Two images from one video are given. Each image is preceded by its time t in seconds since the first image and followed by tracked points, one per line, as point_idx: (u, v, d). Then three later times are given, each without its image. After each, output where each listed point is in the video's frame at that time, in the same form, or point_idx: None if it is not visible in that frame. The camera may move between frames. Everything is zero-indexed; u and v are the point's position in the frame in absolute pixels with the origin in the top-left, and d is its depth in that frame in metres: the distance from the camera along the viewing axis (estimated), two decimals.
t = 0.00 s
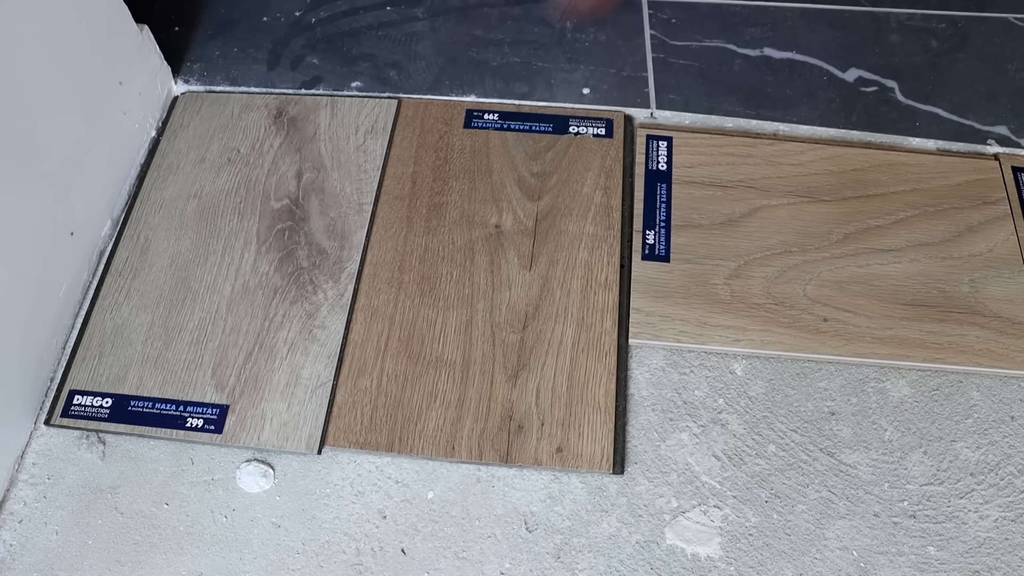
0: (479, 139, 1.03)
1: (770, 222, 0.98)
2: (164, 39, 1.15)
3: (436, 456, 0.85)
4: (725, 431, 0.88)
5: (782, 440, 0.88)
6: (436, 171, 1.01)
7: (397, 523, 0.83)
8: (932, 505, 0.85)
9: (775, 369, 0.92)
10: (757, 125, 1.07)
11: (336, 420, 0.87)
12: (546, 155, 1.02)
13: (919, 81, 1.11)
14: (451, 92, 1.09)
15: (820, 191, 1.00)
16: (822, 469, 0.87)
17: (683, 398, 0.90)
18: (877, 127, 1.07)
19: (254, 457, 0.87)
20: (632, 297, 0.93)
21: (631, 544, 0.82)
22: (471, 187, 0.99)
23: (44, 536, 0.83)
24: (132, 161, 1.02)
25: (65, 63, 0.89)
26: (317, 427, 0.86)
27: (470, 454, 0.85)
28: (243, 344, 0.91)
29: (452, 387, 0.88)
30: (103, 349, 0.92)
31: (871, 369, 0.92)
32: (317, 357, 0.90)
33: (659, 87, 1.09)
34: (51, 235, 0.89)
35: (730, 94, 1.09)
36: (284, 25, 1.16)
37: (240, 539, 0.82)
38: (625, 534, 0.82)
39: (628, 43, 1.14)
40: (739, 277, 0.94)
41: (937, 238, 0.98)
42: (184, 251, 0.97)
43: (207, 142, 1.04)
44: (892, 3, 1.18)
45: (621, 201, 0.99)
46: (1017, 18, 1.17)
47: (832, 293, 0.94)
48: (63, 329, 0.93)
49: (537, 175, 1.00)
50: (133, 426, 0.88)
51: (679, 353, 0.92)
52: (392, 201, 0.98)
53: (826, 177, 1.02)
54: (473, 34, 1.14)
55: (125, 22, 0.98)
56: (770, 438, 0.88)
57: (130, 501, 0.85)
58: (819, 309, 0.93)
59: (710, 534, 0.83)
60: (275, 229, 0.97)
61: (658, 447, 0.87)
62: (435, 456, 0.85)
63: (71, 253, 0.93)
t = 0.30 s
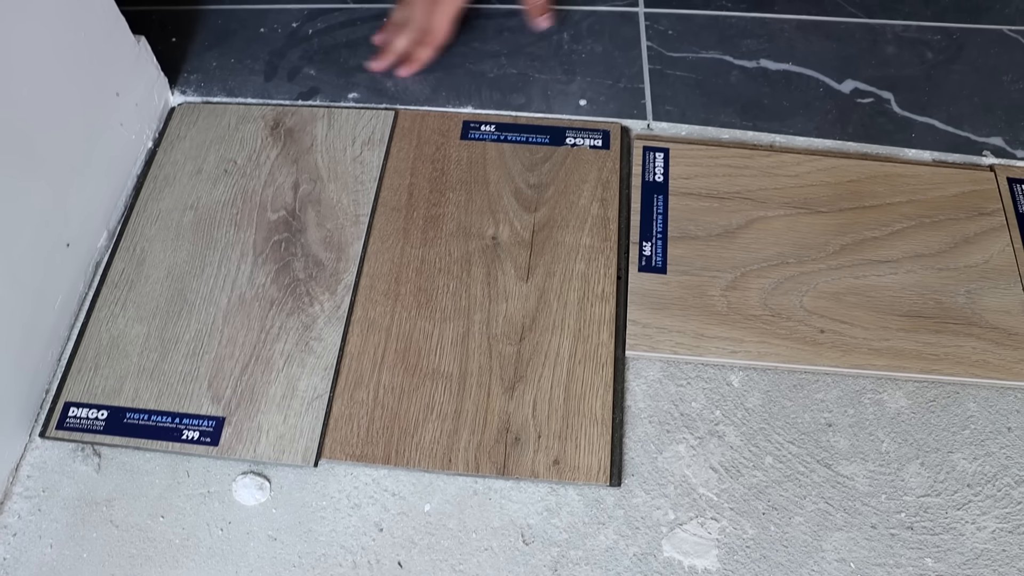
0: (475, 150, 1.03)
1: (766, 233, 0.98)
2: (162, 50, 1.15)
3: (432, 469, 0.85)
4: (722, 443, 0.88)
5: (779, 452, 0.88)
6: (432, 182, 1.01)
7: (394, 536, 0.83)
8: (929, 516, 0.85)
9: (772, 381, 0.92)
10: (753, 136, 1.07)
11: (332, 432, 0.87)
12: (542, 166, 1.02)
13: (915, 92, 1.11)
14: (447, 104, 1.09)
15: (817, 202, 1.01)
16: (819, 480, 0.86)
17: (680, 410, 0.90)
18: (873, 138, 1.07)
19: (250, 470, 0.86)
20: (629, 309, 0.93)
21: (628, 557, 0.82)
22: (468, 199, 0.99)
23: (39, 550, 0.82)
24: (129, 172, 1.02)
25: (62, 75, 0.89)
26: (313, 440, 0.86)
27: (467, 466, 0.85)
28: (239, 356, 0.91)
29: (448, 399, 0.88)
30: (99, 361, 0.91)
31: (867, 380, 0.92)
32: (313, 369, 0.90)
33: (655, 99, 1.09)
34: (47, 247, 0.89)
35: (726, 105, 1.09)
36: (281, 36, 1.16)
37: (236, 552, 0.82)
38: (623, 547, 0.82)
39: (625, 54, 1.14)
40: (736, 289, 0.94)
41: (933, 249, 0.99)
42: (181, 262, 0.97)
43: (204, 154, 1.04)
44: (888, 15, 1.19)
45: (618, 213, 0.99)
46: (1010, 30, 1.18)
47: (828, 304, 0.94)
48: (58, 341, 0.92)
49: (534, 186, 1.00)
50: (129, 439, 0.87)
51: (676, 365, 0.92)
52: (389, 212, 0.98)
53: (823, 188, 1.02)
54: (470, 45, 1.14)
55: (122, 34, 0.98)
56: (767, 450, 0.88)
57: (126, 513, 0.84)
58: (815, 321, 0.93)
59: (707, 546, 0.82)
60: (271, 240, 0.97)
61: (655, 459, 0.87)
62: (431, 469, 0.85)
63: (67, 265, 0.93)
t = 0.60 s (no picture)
0: (473, 166, 1.03)
1: (764, 248, 0.98)
2: (158, 65, 1.14)
3: (431, 486, 0.84)
4: (720, 459, 0.88)
5: (777, 468, 0.88)
6: (430, 198, 1.01)
7: (392, 553, 0.83)
8: (928, 532, 0.85)
9: (770, 397, 0.92)
10: (750, 151, 1.07)
11: (330, 450, 0.86)
12: (540, 182, 1.02)
13: (911, 106, 1.13)
14: (444, 119, 1.09)
15: (814, 217, 1.01)
16: (817, 496, 0.86)
17: (678, 426, 0.90)
18: (870, 151, 1.09)
19: (248, 488, 0.86)
20: (627, 325, 0.93)
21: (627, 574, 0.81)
22: (465, 214, 0.99)
23: (36, 569, 0.82)
24: (126, 188, 1.02)
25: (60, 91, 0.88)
26: (311, 457, 0.86)
27: (466, 484, 0.84)
28: (236, 374, 0.90)
29: (446, 417, 0.87)
30: (96, 378, 0.91)
31: (865, 395, 0.93)
32: (311, 386, 0.89)
33: (652, 113, 1.10)
34: (45, 264, 0.88)
35: (724, 119, 1.10)
36: (278, 51, 1.16)
37: (234, 571, 0.82)
38: (621, 564, 0.82)
39: (622, 68, 1.14)
40: (734, 304, 0.94)
41: (930, 263, 0.99)
42: (178, 278, 0.96)
43: (201, 169, 1.04)
44: (884, 29, 1.21)
45: (615, 228, 0.99)
46: (1006, 43, 1.21)
47: (826, 319, 0.94)
48: (55, 359, 0.92)
49: (531, 202, 1.00)
50: (127, 457, 0.87)
51: (674, 381, 0.92)
52: (386, 228, 0.98)
53: (820, 203, 1.03)
54: (467, 60, 1.14)
55: (121, 50, 0.98)
56: (765, 466, 0.88)
57: (123, 532, 0.84)
58: (813, 336, 0.93)
59: (706, 563, 0.82)
60: (269, 256, 0.97)
61: (653, 475, 0.87)
62: (430, 486, 0.84)
63: (64, 282, 0.92)
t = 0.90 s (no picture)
0: (470, 190, 1.03)
1: (761, 270, 0.99)
2: (156, 88, 1.14)
3: (429, 513, 0.84)
4: (719, 483, 0.88)
5: (777, 492, 0.88)
6: (427, 222, 1.01)
7: None
8: (928, 556, 0.85)
9: (769, 420, 0.92)
10: (747, 173, 1.08)
11: (328, 476, 0.86)
12: (537, 205, 1.02)
13: (908, 127, 1.14)
14: (442, 142, 1.09)
15: (811, 239, 1.02)
16: (816, 520, 0.86)
17: (677, 451, 0.89)
18: (867, 173, 1.09)
19: (245, 514, 0.85)
20: (625, 349, 0.93)
21: None
22: (463, 238, 0.99)
23: None
24: (123, 212, 1.01)
25: (59, 117, 0.88)
26: (309, 484, 0.85)
27: (464, 510, 0.84)
28: (234, 399, 0.89)
29: (445, 442, 0.87)
30: (94, 404, 0.90)
31: (864, 418, 0.92)
32: (309, 412, 0.89)
33: (650, 135, 1.10)
34: (42, 290, 0.87)
35: (721, 141, 1.10)
36: (275, 74, 1.16)
37: None
38: None
39: (619, 91, 1.14)
40: (732, 327, 0.94)
41: (928, 284, 0.99)
42: (175, 303, 0.96)
43: (199, 193, 1.04)
44: (879, 50, 1.22)
45: (613, 251, 0.99)
46: (1001, 64, 1.22)
47: (825, 342, 0.94)
48: (52, 385, 0.91)
49: (529, 225, 1.00)
50: (124, 483, 0.86)
51: (673, 405, 0.92)
52: (384, 252, 0.98)
53: (817, 225, 1.03)
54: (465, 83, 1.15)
55: (119, 74, 0.98)
56: (764, 490, 0.88)
57: (120, 559, 0.82)
58: (812, 359, 0.93)
59: None
60: (266, 281, 0.97)
61: (652, 500, 0.87)
62: (428, 513, 0.84)
63: (62, 307, 0.91)
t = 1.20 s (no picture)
0: (465, 202, 1.03)
1: (756, 280, 0.99)
2: (151, 102, 1.15)
3: (426, 526, 0.83)
4: (715, 494, 0.88)
5: (773, 503, 0.88)
6: (422, 234, 1.01)
7: None
8: (925, 566, 0.85)
9: (765, 431, 0.92)
10: (742, 183, 1.08)
11: (324, 490, 0.85)
12: (532, 216, 1.02)
13: (902, 135, 1.14)
14: (436, 154, 1.09)
15: (806, 248, 1.02)
16: (813, 531, 0.86)
17: (673, 462, 0.89)
18: (862, 182, 1.09)
19: (241, 528, 0.85)
20: (620, 360, 0.93)
21: None
22: (458, 250, 0.99)
23: None
24: (118, 227, 1.01)
25: (53, 132, 0.88)
26: (305, 498, 0.85)
27: (460, 523, 0.83)
28: (230, 414, 0.89)
29: (440, 455, 0.87)
30: (89, 419, 0.90)
31: (860, 428, 0.92)
32: (304, 426, 0.88)
33: (644, 146, 1.10)
34: (38, 305, 0.87)
35: (715, 151, 1.11)
36: (270, 87, 1.16)
37: None
38: None
39: (613, 101, 1.14)
40: (727, 338, 0.94)
41: (924, 293, 0.99)
42: (171, 317, 0.96)
43: (194, 207, 1.04)
44: (873, 58, 1.22)
45: (608, 262, 0.99)
46: (995, 71, 1.22)
47: (820, 352, 0.94)
48: (48, 400, 0.91)
49: (524, 237, 1.00)
50: (120, 499, 0.86)
51: (668, 416, 0.92)
52: (379, 265, 0.98)
53: (812, 234, 1.03)
54: (459, 95, 1.15)
55: (113, 89, 0.98)
56: (760, 501, 0.88)
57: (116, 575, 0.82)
58: (807, 369, 0.93)
59: None
60: (261, 294, 0.97)
61: (648, 512, 0.87)
62: (424, 526, 0.83)
63: (57, 323, 0.91)
